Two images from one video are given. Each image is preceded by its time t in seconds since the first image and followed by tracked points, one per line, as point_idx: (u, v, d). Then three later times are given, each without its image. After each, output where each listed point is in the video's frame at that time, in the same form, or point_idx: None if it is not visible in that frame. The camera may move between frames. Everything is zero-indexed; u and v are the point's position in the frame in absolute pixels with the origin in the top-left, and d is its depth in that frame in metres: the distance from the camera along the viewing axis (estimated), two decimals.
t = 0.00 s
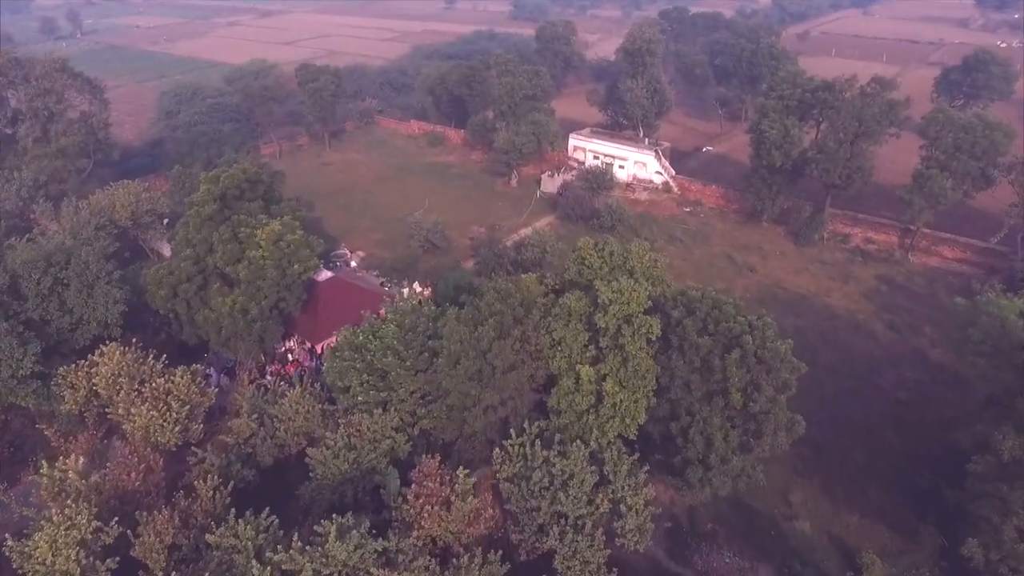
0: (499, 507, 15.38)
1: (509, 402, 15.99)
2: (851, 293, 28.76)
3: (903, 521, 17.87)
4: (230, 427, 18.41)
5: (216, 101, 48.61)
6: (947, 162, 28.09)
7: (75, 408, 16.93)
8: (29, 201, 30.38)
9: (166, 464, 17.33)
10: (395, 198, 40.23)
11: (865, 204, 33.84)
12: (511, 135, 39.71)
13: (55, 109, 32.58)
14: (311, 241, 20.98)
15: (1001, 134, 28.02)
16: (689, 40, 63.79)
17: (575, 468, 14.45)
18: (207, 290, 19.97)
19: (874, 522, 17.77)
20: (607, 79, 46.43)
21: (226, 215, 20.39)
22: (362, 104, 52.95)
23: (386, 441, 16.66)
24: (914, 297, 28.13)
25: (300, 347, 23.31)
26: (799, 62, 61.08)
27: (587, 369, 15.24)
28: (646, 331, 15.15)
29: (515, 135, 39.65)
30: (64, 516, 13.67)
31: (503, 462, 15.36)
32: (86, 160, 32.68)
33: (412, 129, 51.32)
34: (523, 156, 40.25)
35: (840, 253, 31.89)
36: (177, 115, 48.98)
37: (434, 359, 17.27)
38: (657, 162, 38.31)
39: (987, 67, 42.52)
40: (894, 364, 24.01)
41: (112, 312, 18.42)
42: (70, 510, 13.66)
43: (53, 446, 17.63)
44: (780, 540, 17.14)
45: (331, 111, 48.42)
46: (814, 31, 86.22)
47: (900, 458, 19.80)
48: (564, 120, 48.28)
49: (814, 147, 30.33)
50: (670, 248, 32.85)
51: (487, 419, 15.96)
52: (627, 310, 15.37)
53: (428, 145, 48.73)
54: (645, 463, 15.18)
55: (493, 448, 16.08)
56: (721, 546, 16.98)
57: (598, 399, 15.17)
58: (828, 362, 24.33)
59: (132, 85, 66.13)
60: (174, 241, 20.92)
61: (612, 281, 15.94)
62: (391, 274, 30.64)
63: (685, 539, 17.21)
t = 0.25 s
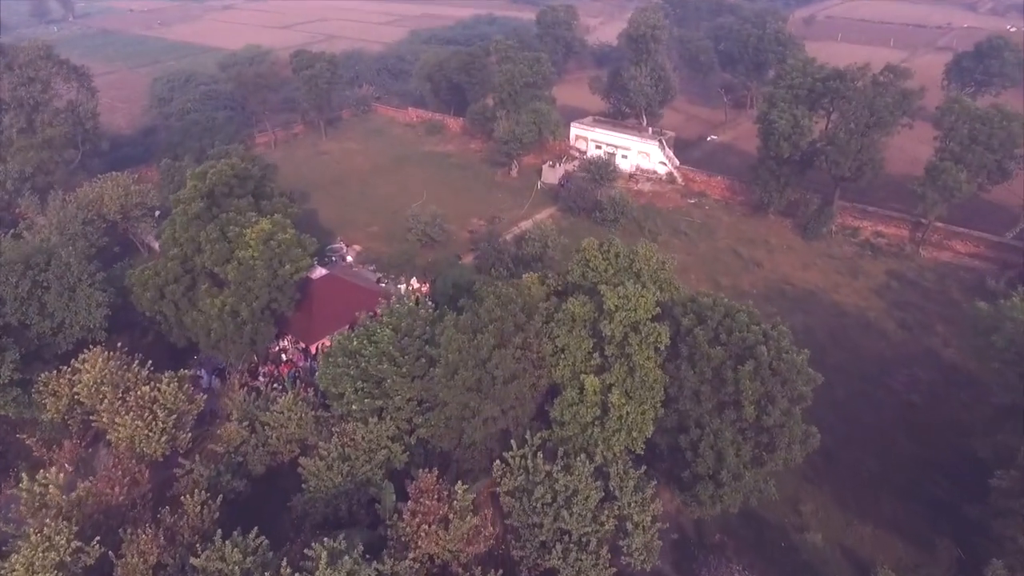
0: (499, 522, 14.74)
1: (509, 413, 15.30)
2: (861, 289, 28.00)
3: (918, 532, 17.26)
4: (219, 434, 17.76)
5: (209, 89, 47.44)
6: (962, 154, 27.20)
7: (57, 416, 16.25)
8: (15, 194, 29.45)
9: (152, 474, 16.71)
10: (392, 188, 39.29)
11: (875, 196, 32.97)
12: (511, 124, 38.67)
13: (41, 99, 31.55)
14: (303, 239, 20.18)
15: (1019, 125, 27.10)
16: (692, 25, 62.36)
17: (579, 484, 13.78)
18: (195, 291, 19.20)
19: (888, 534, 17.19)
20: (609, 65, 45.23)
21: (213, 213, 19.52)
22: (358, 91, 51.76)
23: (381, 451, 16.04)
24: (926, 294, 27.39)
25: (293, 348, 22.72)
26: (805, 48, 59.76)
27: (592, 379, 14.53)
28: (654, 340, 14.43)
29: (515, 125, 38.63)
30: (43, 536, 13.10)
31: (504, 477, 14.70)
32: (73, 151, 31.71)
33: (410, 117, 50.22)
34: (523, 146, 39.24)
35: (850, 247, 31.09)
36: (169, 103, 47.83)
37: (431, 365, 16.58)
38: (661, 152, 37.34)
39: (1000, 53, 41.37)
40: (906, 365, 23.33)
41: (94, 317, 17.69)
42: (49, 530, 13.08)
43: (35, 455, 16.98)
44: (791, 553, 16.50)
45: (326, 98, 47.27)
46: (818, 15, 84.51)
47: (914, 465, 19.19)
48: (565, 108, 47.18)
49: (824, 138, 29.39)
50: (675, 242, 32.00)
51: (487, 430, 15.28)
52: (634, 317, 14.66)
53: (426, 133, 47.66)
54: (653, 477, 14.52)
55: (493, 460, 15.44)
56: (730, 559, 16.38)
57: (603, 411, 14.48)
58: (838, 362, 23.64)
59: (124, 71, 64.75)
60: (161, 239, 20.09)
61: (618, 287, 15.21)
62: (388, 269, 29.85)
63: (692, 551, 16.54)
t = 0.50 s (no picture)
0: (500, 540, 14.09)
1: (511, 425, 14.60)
2: (871, 285, 27.24)
3: (934, 545, 16.67)
4: (208, 443, 17.13)
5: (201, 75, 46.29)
6: (978, 146, 26.30)
7: (37, 427, 15.54)
8: None
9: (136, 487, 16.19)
10: (389, 179, 38.36)
11: (885, 188, 32.08)
12: (511, 113, 37.63)
13: (26, 87, 30.51)
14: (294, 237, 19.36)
15: None
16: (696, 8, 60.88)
17: (584, 502, 13.09)
18: (183, 292, 18.49)
19: (902, 546, 16.59)
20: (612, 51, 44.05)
21: (200, 212, 18.61)
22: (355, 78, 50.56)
23: (377, 463, 15.39)
24: (938, 290, 26.66)
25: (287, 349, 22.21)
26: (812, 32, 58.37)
27: (597, 391, 13.81)
28: (663, 351, 13.69)
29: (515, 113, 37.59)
30: (20, 559, 12.44)
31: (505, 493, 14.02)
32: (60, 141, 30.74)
33: (408, 104, 49.12)
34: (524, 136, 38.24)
35: (859, 241, 30.28)
36: (161, 90, 46.72)
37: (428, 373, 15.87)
38: (666, 141, 36.38)
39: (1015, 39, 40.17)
40: (919, 366, 22.64)
41: (75, 322, 16.91)
42: (26, 552, 12.44)
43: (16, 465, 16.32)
44: (803, 566, 15.89)
45: (322, 85, 46.14)
46: None
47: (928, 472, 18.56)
48: (567, 95, 46.08)
49: (834, 128, 28.44)
50: (680, 235, 31.16)
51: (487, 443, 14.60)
52: (642, 326, 13.93)
53: (424, 121, 46.58)
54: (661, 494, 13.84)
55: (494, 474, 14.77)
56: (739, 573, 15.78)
57: (609, 424, 13.78)
58: (850, 363, 22.93)
59: (116, 56, 63.37)
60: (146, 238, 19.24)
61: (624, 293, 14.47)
62: (385, 264, 29.07)
63: (699, 563, 15.91)
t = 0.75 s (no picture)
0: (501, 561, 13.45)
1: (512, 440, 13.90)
2: (882, 282, 26.46)
3: (950, 558, 16.08)
4: (197, 454, 16.53)
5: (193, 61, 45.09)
6: (995, 138, 25.37)
7: (17, 439, 14.90)
8: None
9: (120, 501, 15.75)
10: (386, 169, 37.41)
11: (897, 180, 31.18)
12: (511, 101, 36.58)
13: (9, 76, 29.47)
14: (286, 237, 18.49)
15: None
16: None
17: (590, 524, 12.39)
18: (170, 294, 17.75)
19: (918, 560, 15.99)
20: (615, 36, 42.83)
21: (186, 212, 17.74)
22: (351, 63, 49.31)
23: (372, 477, 14.76)
24: (951, 286, 25.90)
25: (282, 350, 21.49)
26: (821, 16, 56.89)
27: (603, 406, 13.09)
28: (673, 364, 12.96)
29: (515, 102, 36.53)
30: None
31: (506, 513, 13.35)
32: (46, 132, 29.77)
33: (405, 91, 47.96)
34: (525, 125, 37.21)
35: (869, 235, 29.46)
36: (151, 77, 45.51)
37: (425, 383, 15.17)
38: (671, 131, 35.41)
39: None
40: (933, 367, 21.93)
41: (54, 328, 16.21)
42: None
43: None
44: None
45: (317, 72, 44.96)
46: None
47: (943, 481, 17.93)
48: (568, 82, 44.95)
49: (845, 119, 27.47)
50: (685, 229, 30.32)
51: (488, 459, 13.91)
52: (650, 337, 13.20)
53: (422, 108, 45.46)
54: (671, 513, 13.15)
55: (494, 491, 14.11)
56: None
57: (616, 441, 13.08)
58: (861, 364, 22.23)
59: (107, 41, 61.88)
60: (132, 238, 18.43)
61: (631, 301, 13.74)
62: (382, 259, 28.30)
63: None
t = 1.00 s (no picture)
0: None
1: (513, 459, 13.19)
2: (894, 279, 25.70)
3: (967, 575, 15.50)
4: (185, 467, 15.89)
5: (184, 47, 43.84)
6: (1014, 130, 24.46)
7: None
8: None
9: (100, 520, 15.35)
10: (383, 159, 36.44)
11: (909, 172, 30.27)
12: (511, 89, 35.49)
13: None
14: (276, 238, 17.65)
15: None
16: None
17: (597, 549, 11.70)
18: (157, 297, 17.00)
19: None
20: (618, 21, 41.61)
21: (171, 212, 16.92)
22: (348, 49, 48.07)
23: (366, 495, 14.11)
24: (965, 284, 25.14)
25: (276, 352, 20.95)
26: None
27: (610, 425, 12.38)
28: (684, 381, 12.23)
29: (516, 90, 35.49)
30: None
31: (506, 535, 12.67)
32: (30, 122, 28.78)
33: (403, 77, 46.77)
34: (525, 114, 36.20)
35: (879, 229, 28.64)
36: (141, 63, 44.29)
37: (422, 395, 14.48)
38: (675, 120, 34.46)
39: None
40: (947, 370, 21.25)
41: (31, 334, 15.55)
42: None
43: None
44: None
45: (312, 58, 43.74)
46: None
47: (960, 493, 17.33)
48: (570, 69, 43.78)
49: (858, 109, 26.49)
50: (691, 223, 29.48)
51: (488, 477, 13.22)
52: (660, 352, 12.45)
53: (420, 96, 44.35)
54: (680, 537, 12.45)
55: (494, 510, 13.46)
56: None
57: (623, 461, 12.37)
58: (874, 366, 21.54)
59: (97, 24, 60.42)
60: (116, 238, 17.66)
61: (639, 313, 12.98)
62: (379, 255, 27.51)
63: None
